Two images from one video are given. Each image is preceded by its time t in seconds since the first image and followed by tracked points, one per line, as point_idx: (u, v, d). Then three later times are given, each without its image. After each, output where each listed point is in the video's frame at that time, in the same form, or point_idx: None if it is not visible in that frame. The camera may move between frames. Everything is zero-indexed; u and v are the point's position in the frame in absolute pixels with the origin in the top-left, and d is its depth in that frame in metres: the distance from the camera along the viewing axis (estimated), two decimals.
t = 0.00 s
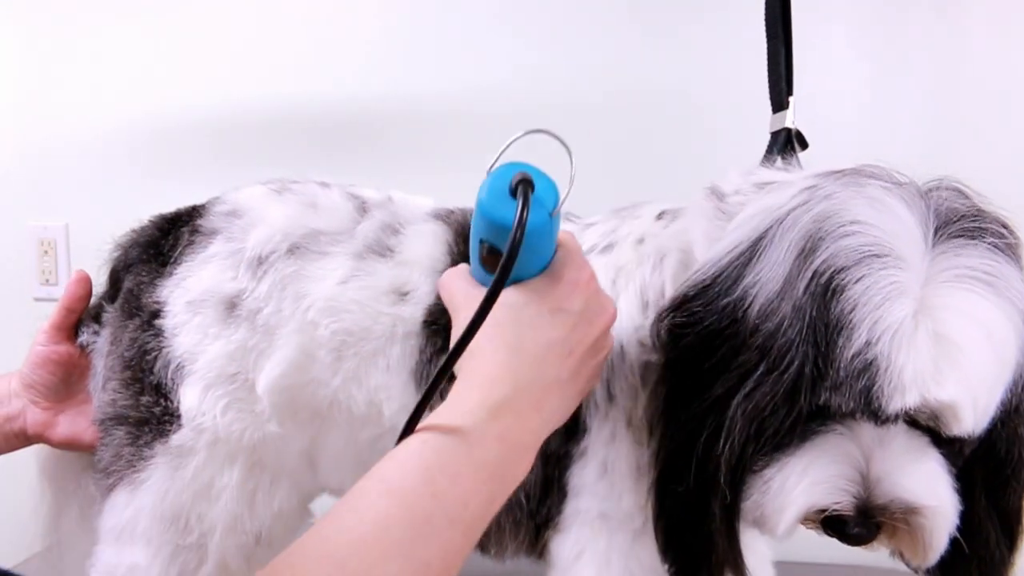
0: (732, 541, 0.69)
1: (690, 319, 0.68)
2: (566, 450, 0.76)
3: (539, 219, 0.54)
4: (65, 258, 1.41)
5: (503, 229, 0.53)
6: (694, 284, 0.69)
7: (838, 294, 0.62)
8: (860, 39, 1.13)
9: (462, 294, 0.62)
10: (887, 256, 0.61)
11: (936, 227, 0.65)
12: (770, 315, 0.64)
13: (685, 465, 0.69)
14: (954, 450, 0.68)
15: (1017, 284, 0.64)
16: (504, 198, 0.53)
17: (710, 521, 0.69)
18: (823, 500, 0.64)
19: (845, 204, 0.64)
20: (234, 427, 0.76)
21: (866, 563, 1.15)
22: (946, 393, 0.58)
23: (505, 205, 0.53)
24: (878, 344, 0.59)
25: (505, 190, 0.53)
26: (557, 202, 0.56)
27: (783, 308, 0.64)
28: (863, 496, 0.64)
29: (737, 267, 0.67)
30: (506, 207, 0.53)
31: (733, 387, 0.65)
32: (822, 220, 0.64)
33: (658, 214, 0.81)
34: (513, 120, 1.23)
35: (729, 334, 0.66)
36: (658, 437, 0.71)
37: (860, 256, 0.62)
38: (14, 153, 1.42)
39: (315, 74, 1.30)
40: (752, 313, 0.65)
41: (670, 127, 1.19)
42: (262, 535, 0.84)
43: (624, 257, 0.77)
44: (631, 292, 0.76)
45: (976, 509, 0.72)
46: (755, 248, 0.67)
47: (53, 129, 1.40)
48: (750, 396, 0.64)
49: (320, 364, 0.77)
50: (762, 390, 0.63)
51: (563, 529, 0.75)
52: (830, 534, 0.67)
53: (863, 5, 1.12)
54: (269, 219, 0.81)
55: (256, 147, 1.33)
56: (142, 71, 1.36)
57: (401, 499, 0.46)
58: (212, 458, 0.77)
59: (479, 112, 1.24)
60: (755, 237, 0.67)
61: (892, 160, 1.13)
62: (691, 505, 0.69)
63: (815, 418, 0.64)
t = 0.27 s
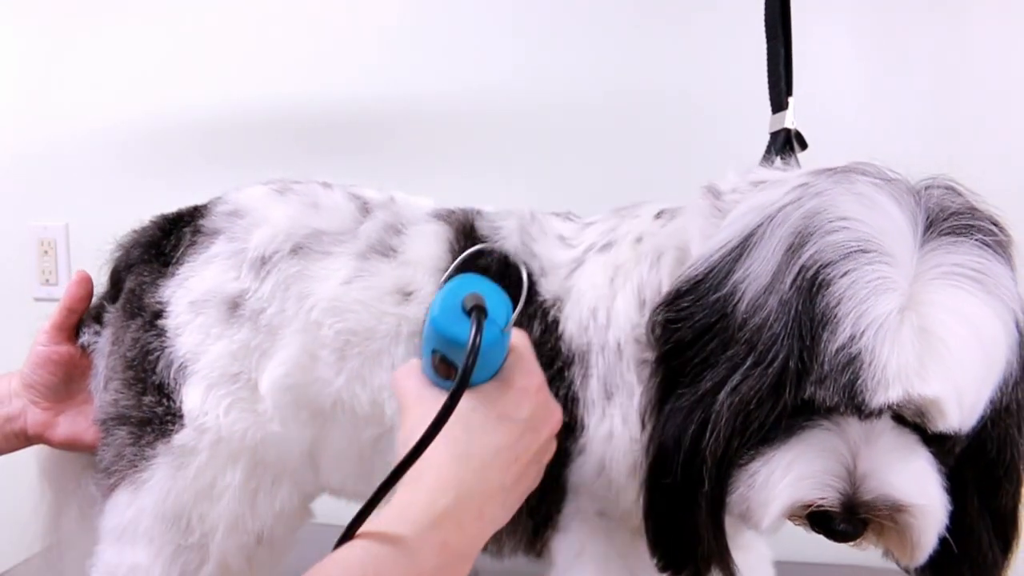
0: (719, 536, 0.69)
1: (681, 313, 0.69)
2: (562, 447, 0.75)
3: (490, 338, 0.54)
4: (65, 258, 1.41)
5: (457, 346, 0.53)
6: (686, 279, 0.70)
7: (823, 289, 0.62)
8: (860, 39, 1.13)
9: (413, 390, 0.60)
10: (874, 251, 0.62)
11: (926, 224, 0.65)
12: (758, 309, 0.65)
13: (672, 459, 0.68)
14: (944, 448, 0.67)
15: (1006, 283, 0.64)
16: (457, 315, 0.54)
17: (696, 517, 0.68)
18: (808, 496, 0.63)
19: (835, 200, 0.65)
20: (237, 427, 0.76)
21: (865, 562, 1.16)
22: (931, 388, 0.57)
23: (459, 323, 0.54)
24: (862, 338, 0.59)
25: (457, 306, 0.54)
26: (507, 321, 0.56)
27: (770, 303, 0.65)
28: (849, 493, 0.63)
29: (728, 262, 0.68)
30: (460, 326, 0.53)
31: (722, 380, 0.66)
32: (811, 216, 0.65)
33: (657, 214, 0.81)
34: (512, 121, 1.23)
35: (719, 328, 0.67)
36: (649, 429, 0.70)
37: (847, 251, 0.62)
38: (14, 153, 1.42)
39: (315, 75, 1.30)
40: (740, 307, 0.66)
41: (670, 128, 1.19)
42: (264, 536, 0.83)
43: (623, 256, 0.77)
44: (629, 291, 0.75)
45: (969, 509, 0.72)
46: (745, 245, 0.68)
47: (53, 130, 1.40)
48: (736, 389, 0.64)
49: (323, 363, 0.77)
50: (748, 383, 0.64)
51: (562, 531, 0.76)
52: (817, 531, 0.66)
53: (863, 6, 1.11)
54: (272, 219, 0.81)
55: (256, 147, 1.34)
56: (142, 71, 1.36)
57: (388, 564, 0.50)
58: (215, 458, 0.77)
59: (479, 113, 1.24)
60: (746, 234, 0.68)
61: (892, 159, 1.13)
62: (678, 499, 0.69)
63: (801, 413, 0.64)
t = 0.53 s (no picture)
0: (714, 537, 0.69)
1: (678, 312, 0.69)
2: (563, 448, 0.75)
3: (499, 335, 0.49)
4: (65, 258, 1.41)
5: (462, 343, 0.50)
6: (684, 278, 0.70)
7: (818, 289, 0.62)
8: (861, 40, 1.12)
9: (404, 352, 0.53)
10: (869, 252, 0.62)
11: (924, 225, 0.65)
12: (753, 309, 0.65)
13: (666, 458, 0.69)
14: (942, 450, 0.67)
15: (1004, 284, 0.64)
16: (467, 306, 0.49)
17: (692, 517, 0.69)
18: (802, 497, 0.63)
19: (833, 200, 0.64)
20: (235, 427, 0.76)
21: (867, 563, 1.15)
22: (924, 391, 0.58)
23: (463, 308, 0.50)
24: (856, 339, 0.59)
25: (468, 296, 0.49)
26: (523, 322, 0.51)
27: (765, 303, 0.65)
28: (844, 494, 0.62)
29: (725, 262, 0.68)
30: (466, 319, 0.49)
31: (717, 380, 0.66)
32: (809, 217, 0.64)
33: (657, 213, 0.80)
34: (512, 121, 1.23)
35: (715, 328, 0.67)
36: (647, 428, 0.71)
37: (843, 252, 0.62)
38: (14, 153, 1.42)
39: (314, 75, 1.30)
40: (736, 307, 0.66)
41: (670, 129, 1.18)
42: (261, 537, 0.82)
43: (622, 256, 0.77)
44: (629, 291, 0.75)
45: (966, 513, 0.72)
46: (742, 244, 0.68)
47: (53, 130, 1.40)
48: (731, 389, 0.65)
49: (322, 364, 0.77)
50: (743, 384, 0.64)
51: (562, 531, 0.76)
52: (811, 531, 0.66)
53: (863, 6, 1.11)
54: (271, 219, 0.81)
55: (256, 147, 1.33)
56: (142, 71, 1.36)
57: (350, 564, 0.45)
58: (212, 458, 0.77)
59: (478, 113, 1.24)
60: (743, 234, 0.68)
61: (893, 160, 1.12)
62: (673, 498, 0.69)
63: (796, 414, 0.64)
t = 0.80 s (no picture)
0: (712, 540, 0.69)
1: (677, 314, 0.69)
2: (565, 447, 0.75)
3: (490, 123, 0.47)
4: (65, 258, 1.41)
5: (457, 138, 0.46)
6: (682, 280, 0.70)
7: (816, 293, 0.62)
8: (862, 40, 1.12)
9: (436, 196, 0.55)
10: (868, 256, 0.61)
11: (923, 229, 0.64)
12: (751, 312, 0.65)
13: (664, 459, 0.69)
14: (940, 456, 0.66)
15: (1005, 289, 0.63)
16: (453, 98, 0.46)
17: (689, 521, 0.69)
18: (798, 500, 0.63)
19: (832, 203, 0.64)
20: (237, 428, 0.76)
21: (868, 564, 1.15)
22: (921, 396, 0.57)
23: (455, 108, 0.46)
24: (853, 344, 0.59)
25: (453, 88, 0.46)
26: (514, 102, 0.48)
27: (763, 306, 0.65)
28: (840, 498, 0.63)
29: (724, 264, 0.68)
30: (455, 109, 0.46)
31: (716, 382, 0.66)
32: (808, 219, 0.64)
33: (659, 213, 0.80)
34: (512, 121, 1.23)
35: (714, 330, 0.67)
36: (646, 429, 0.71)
37: (842, 255, 0.62)
38: (14, 153, 1.42)
39: (315, 75, 1.30)
40: (735, 309, 0.66)
41: (671, 129, 1.18)
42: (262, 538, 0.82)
43: (625, 256, 0.76)
44: (631, 290, 0.75)
45: (966, 516, 0.71)
46: (741, 246, 0.68)
47: (52, 130, 1.40)
48: (729, 392, 0.65)
49: (322, 365, 0.77)
50: (740, 387, 0.64)
51: (562, 531, 0.76)
52: (810, 535, 0.66)
53: (864, 6, 1.11)
54: (272, 219, 0.80)
55: (256, 146, 1.33)
56: (142, 71, 1.36)
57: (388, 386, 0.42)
58: (213, 458, 0.77)
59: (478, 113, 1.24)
60: (743, 236, 0.68)
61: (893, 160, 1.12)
62: (671, 500, 0.69)
63: (793, 417, 0.64)
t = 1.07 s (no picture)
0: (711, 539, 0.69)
1: (677, 313, 0.69)
2: (566, 447, 0.75)
3: (483, 127, 0.52)
4: (65, 258, 1.41)
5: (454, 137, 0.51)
6: (683, 280, 0.70)
7: (816, 293, 0.62)
8: (862, 39, 1.12)
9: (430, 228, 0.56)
10: (868, 256, 0.61)
11: (925, 229, 0.64)
12: (751, 311, 0.65)
13: (663, 458, 0.69)
14: (942, 457, 0.66)
15: (1007, 289, 0.63)
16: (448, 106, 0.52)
17: (688, 521, 0.69)
18: (798, 500, 0.63)
19: (831, 203, 0.64)
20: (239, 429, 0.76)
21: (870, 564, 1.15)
22: (924, 396, 0.56)
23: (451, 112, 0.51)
24: (852, 344, 0.59)
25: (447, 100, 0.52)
26: (503, 111, 0.54)
27: (763, 306, 0.64)
28: (840, 498, 0.62)
29: (724, 264, 0.68)
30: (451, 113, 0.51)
31: (715, 382, 0.66)
32: (808, 219, 0.64)
33: (660, 213, 0.80)
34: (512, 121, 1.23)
35: (714, 330, 0.67)
36: (645, 429, 0.71)
37: (841, 255, 0.62)
38: (13, 153, 1.42)
39: (315, 74, 1.30)
40: (735, 309, 0.66)
41: (671, 129, 1.18)
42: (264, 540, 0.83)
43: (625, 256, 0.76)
44: (631, 289, 0.74)
45: (967, 518, 0.71)
46: (741, 246, 0.67)
47: (52, 131, 1.40)
48: (727, 392, 0.65)
49: (323, 365, 0.77)
50: (739, 387, 0.64)
51: (563, 531, 0.76)
52: (810, 535, 0.65)
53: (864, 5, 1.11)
54: (273, 220, 0.80)
55: (256, 146, 1.33)
56: (142, 70, 1.36)
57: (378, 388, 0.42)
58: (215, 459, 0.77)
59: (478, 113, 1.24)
60: (743, 235, 0.68)
61: (894, 159, 1.12)
62: (670, 501, 0.70)
63: (792, 417, 0.64)
